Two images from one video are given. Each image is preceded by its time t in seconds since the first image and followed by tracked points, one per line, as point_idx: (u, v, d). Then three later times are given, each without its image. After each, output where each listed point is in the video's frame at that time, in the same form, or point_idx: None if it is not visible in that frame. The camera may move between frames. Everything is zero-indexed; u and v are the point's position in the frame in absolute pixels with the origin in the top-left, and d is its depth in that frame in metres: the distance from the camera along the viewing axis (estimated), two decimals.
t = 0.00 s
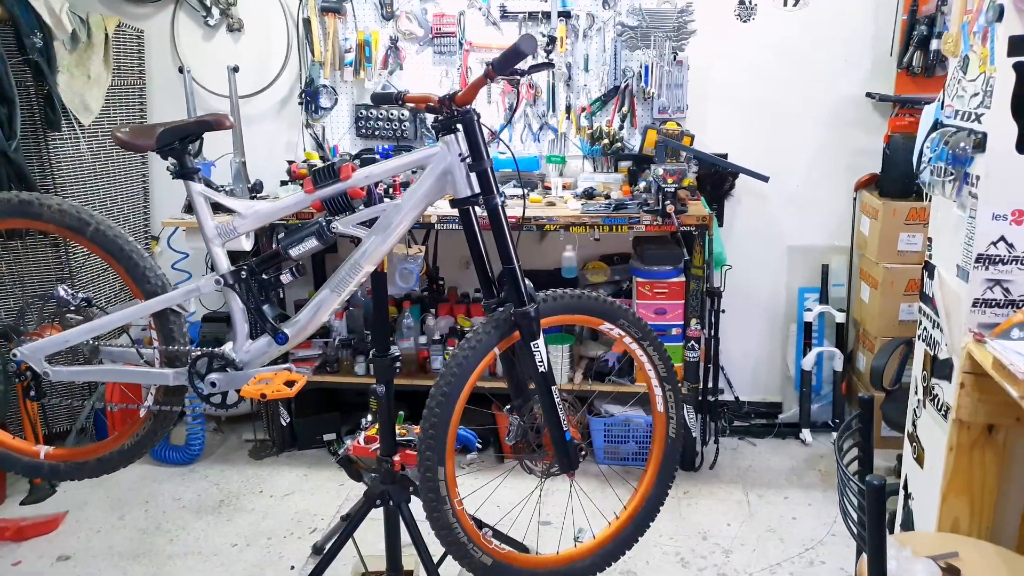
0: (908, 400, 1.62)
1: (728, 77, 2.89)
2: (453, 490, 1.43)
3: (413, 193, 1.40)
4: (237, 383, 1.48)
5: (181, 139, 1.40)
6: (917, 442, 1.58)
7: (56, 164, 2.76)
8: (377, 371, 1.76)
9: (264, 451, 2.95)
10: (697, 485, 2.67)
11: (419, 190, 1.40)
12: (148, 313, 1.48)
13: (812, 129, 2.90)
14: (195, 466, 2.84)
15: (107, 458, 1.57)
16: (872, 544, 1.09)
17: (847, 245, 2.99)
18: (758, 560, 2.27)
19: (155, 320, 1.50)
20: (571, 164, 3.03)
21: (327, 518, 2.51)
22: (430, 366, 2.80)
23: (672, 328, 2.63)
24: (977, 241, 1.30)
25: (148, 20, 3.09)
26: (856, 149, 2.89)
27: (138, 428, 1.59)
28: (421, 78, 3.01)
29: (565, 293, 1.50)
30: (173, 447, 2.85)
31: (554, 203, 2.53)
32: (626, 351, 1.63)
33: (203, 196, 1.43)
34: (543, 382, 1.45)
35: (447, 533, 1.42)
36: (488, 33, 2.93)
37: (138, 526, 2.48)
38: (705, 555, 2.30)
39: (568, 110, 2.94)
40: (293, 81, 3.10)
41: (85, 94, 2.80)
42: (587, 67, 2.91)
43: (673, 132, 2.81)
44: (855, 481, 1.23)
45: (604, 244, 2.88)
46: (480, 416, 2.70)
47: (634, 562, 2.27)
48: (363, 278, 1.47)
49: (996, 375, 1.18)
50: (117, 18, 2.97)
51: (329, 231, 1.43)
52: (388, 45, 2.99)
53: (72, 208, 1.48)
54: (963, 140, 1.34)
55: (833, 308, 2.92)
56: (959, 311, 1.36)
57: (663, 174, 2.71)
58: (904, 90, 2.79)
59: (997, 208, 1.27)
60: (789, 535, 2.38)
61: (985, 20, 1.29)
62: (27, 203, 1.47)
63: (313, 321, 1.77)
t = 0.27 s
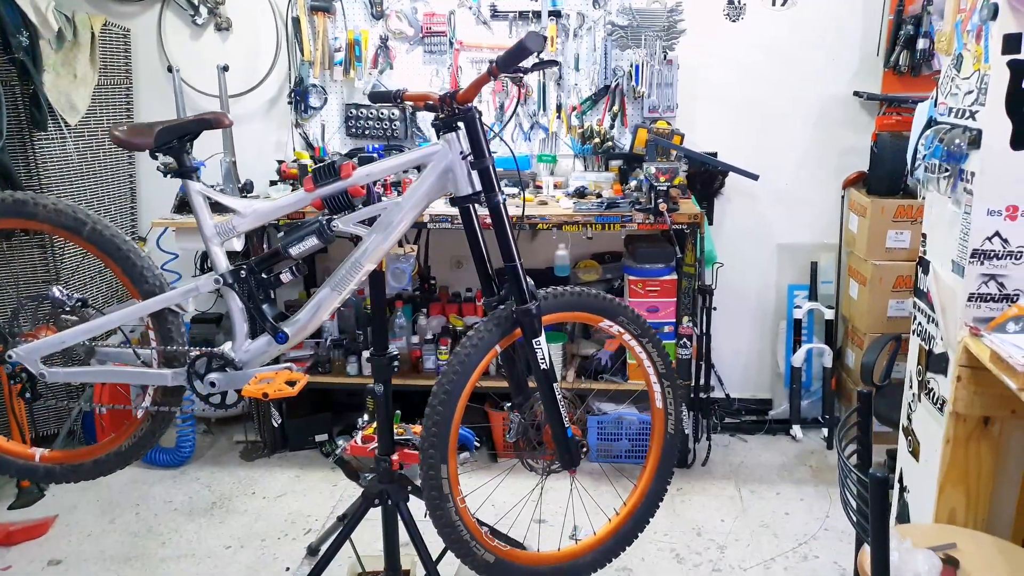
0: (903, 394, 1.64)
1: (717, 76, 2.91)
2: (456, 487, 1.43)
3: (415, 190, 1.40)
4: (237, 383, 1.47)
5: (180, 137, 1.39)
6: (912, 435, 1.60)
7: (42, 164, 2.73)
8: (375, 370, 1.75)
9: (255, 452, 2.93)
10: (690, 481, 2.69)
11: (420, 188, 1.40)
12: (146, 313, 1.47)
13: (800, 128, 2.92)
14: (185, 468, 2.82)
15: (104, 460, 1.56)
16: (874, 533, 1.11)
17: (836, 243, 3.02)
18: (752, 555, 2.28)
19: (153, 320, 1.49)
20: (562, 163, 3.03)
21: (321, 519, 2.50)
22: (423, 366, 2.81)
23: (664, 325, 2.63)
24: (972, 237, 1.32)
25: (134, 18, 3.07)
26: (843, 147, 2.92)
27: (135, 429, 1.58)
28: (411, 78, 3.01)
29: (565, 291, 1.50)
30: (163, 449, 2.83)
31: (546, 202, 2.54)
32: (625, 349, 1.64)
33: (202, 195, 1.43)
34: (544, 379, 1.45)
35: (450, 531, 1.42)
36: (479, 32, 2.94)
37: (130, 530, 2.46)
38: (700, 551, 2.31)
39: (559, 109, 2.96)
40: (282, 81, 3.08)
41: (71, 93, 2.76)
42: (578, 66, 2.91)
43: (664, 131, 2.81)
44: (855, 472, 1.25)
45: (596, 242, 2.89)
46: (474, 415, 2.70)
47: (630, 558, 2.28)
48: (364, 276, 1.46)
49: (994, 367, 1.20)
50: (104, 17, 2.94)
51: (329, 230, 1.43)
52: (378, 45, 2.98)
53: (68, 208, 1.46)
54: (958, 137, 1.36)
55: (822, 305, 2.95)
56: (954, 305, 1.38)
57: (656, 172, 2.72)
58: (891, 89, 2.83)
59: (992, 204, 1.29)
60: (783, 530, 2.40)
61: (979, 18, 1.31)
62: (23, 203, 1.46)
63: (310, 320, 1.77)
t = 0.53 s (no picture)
0: (905, 390, 1.65)
1: (714, 75, 2.92)
2: (462, 485, 1.43)
3: (421, 188, 1.40)
4: (243, 382, 1.46)
5: (185, 135, 1.38)
6: (915, 431, 1.61)
7: (36, 164, 2.71)
8: (377, 369, 1.75)
9: (252, 453, 2.92)
10: (688, 479, 2.70)
11: (427, 186, 1.40)
12: (150, 312, 1.46)
13: (796, 127, 2.94)
14: (182, 469, 2.81)
15: (108, 460, 1.55)
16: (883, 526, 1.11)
17: (831, 241, 3.04)
18: (751, 552, 2.29)
19: (157, 319, 1.48)
20: (558, 162, 3.01)
21: (320, 519, 2.49)
22: (420, 365, 2.81)
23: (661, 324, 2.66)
24: (976, 233, 1.33)
25: (128, 17, 3.04)
26: (838, 146, 2.94)
27: (139, 429, 1.57)
28: (407, 76, 2.99)
29: (570, 289, 1.51)
30: (160, 450, 2.82)
31: (544, 201, 2.53)
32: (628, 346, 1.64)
33: (207, 193, 1.42)
34: (550, 376, 1.45)
35: (456, 529, 1.42)
36: (475, 31, 2.93)
37: (127, 531, 2.44)
38: (699, 548, 2.32)
39: (556, 108, 2.95)
40: (277, 80, 3.07)
41: (66, 92, 2.74)
42: (575, 65, 2.91)
43: (660, 130, 2.83)
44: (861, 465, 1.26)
45: (594, 241, 2.89)
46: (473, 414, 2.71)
47: (630, 556, 2.28)
48: (369, 274, 1.46)
49: (1000, 362, 1.21)
50: (97, 15, 2.92)
51: (335, 228, 1.42)
52: (374, 43, 2.97)
53: (72, 206, 1.45)
54: (962, 134, 1.37)
55: (817, 303, 2.97)
56: (957, 301, 1.39)
57: (654, 172, 2.72)
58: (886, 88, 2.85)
59: (995, 200, 1.31)
60: (781, 527, 2.41)
61: (982, 16, 1.32)
62: (25, 202, 1.44)
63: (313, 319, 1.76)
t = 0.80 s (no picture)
0: (910, 387, 1.66)
1: (715, 74, 2.92)
2: (471, 483, 1.42)
3: (429, 186, 1.39)
4: (250, 380, 1.46)
5: (192, 133, 1.37)
6: (920, 427, 1.62)
7: (36, 164, 2.70)
8: (383, 367, 1.75)
9: (253, 452, 2.91)
10: (690, 477, 2.70)
11: (435, 183, 1.39)
12: (157, 310, 1.45)
13: (796, 125, 2.95)
14: (183, 469, 2.80)
15: (114, 459, 1.55)
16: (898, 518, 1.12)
17: (832, 239, 3.04)
18: (755, 550, 2.29)
19: (164, 317, 1.47)
20: (559, 160, 3.00)
21: (322, 518, 2.48)
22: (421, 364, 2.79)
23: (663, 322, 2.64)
24: (984, 230, 1.34)
25: (127, 16, 3.04)
26: (839, 144, 2.95)
27: (146, 427, 1.56)
28: (408, 75, 2.99)
29: (578, 286, 1.50)
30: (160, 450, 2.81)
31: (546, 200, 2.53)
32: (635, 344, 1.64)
33: (214, 191, 1.41)
34: (559, 373, 1.45)
35: (466, 526, 1.42)
36: (475, 30, 2.92)
37: (129, 531, 2.44)
38: (703, 546, 2.32)
39: (556, 107, 2.94)
40: (277, 79, 3.05)
41: (66, 92, 2.74)
42: (576, 64, 2.91)
43: (661, 129, 2.84)
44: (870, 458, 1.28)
45: (596, 239, 2.89)
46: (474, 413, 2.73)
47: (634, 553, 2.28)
48: (377, 272, 1.45)
49: (1009, 358, 1.22)
50: (97, 14, 2.91)
51: (343, 225, 1.41)
52: (374, 42, 2.96)
53: (79, 203, 1.44)
54: (970, 130, 1.38)
55: (818, 301, 2.97)
56: (965, 298, 1.40)
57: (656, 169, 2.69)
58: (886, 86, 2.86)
59: (1004, 196, 1.31)
60: (784, 524, 2.42)
61: (990, 13, 1.33)
62: (32, 199, 1.43)
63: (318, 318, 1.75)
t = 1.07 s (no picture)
0: (920, 383, 1.66)
1: (719, 71, 2.92)
2: (485, 479, 1.42)
3: (442, 181, 1.39)
4: (262, 376, 1.45)
5: (204, 127, 1.37)
6: (931, 423, 1.63)
7: (39, 161, 2.70)
8: (392, 363, 1.74)
9: (257, 451, 2.91)
10: (695, 474, 2.70)
11: (448, 178, 1.39)
12: (168, 306, 1.44)
13: (800, 123, 2.95)
14: (187, 468, 2.79)
15: (124, 456, 1.54)
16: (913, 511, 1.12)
17: (835, 237, 3.05)
18: (762, 547, 2.29)
19: (175, 314, 1.47)
20: (563, 158, 2.99)
21: (328, 516, 2.48)
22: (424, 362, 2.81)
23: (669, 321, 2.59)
24: (997, 225, 1.34)
25: (129, 14, 3.03)
26: (842, 142, 2.95)
27: (156, 424, 1.56)
28: (411, 73, 2.98)
29: (590, 282, 1.50)
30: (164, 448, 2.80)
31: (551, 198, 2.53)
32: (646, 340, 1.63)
33: (226, 186, 1.41)
34: (571, 369, 1.45)
35: (479, 522, 1.41)
36: (478, 28, 2.92)
37: (134, 529, 2.43)
38: (709, 543, 2.32)
39: (560, 105, 2.94)
40: (280, 77, 3.04)
41: (68, 89, 2.75)
42: (579, 62, 2.90)
43: (665, 126, 2.85)
44: (884, 453, 1.28)
45: (601, 237, 2.89)
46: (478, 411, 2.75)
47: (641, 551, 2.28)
48: (390, 268, 1.45)
49: None
50: (100, 12, 2.91)
51: (356, 221, 1.41)
52: (378, 40, 2.95)
53: (90, 199, 1.43)
54: (982, 125, 1.38)
55: (822, 299, 2.98)
56: (977, 293, 1.40)
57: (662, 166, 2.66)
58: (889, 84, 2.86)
59: (1017, 191, 1.31)
60: (790, 522, 2.42)
61: (1003, 8, 1.33)
62: (43, 195, 1.42)
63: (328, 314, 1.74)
